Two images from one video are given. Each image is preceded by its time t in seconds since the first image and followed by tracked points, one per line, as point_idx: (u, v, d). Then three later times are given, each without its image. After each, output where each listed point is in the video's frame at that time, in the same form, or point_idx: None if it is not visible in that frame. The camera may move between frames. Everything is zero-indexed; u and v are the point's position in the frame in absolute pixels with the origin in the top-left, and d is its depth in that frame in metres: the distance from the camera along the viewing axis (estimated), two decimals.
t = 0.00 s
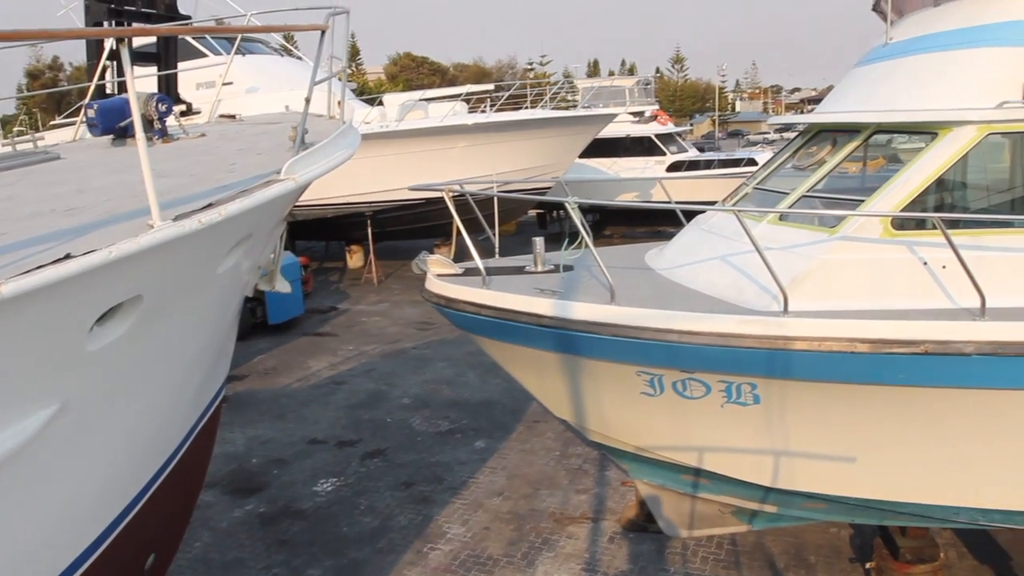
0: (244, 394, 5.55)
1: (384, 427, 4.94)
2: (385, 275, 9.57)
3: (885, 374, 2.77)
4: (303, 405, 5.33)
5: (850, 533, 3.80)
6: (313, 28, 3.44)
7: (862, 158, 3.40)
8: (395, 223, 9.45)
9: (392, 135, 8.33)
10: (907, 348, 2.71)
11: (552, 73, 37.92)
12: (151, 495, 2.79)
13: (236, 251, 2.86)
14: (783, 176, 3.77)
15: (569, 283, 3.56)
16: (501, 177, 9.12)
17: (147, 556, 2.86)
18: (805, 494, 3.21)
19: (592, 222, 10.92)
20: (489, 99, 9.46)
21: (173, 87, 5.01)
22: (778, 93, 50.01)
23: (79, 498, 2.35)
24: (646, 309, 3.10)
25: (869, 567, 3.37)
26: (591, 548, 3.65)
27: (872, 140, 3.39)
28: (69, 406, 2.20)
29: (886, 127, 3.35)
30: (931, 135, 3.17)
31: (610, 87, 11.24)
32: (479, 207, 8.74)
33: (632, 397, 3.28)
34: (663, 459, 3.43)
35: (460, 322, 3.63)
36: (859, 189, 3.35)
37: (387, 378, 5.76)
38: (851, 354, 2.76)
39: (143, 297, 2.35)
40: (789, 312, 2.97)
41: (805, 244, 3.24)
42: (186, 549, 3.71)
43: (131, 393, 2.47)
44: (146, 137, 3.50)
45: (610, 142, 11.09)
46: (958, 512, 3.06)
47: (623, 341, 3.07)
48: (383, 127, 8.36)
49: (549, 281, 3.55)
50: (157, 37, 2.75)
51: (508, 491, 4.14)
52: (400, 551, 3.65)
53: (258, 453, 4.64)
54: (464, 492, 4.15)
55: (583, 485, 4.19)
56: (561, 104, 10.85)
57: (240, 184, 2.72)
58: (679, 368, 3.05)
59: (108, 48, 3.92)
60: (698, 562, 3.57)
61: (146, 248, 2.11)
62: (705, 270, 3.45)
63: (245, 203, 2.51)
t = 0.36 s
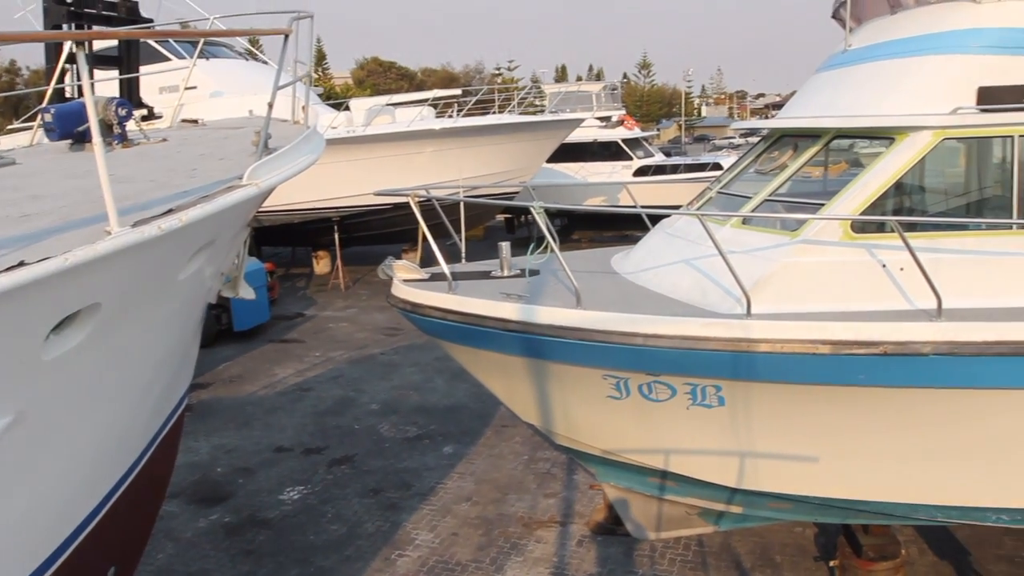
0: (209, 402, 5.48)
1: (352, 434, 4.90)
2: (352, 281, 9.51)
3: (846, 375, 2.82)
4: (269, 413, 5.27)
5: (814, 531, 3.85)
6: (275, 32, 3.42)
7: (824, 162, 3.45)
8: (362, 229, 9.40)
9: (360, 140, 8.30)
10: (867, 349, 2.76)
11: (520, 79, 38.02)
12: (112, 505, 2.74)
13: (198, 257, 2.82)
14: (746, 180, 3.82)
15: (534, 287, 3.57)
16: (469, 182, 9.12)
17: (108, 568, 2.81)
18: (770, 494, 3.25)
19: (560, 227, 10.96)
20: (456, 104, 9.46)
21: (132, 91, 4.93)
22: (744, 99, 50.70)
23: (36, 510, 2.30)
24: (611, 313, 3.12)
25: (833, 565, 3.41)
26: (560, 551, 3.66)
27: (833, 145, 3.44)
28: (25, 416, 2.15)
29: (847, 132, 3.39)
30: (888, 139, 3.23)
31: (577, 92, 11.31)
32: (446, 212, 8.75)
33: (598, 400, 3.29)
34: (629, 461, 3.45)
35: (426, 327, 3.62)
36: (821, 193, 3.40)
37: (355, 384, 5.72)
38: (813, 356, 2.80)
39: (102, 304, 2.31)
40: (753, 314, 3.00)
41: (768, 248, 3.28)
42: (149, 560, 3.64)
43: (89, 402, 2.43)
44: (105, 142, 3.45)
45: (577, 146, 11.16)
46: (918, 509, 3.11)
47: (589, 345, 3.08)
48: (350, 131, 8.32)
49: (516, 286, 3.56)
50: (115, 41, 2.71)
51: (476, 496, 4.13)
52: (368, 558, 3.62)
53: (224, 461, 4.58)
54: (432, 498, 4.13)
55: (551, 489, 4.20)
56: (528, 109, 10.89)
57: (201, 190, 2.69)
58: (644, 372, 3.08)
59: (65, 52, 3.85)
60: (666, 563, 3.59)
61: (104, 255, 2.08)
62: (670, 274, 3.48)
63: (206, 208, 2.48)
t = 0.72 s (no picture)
0: (166, 411, 5.38)
1: (313, 441, 4.85)
2: (314, 286, 9.43)
3: (802, 376, 2.86)
4: (228, 421, 5.20)
5: (774, 531, 3.91)
6: (231, 35, 3.38)
7: (780, 166, 3.51)
8: (324, 234, 9.32)
9: (320, 144, 8.24)
10: (822, 350, 2.80)
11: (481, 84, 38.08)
12: (63, 518, 2.67)
13: (151, 263, 2.77)
14: (704, 185, 3.86)
15: (495, 292, 3.57)
16: (431, 186, 9.11)
17: None
18: (730, 495, 3.29)
19: (523, 231, 10.99)
20: (418, 108, 9.44)
21: (84, 93, 4.84)
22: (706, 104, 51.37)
23: None
24: (572, 316, 3.13)
25: (793, 564, 3.45)
26: (523, 556, 3.66)
27: (789, 150, 3.50)
28: None
29: (802, 138, 3.45)
30: (842, 145, 3.30)
31: (538, 97, 11.37)
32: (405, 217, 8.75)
33: (559, 404, 3.30)
34: (591, 464, 3.46)
35: (387, 333, 3.60)
36: (777, 198, 3.45)
37: (316, 391, 5.67)
38: (770, 357, 2.84)
39: (51, 312, 2.25)
40: (710, 317, 3.04)
41: (724, 251, 3.31)
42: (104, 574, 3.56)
43: (38, 413, 2.36)
44: (54, 146, 3.37)
45: (539, 151, 11.21)
46: (873, 506, 3.17)
47: (550, 348, 3.09)
48: (310, 136, 8.26)
49: (476, 291, 3.56)
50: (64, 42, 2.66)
51: (439, 502, 4.12)
52: (329, 566, 3.59)
53: (181, 471, 4.50)
54: (395, 504, 4.10)
55: (514, 493, 4.20)
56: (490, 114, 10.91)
57: (154, 196, 2.64)
58: (605, 375, 3.09)
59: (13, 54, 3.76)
60: (629, 565, 3.61)
61: (52, 262, 2.03)
62: (629, 278, 3.50)
63: (158, 214, 2.44)
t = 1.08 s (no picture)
0: (128, 418, 5.28)
1: (279, 445, 4.81)
2: (279, 289, 9.33)
3: (765, 374, 2.90)
4: (193, 427, 5.12)
5: (741, 527, 3.96)
6: (190, 35, 3.33)
7: (742, 167, 3.55)
8: (289, 236, 9.23)
9: (284, 146, 8.16)
10: (784, 348, 2.85)
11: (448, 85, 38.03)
12: (19, 529, 2.61)
13: (108, 267, 2.72)
14: (667, 185, 3.89)
15: (461, 293, 3.57)
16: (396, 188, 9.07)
17: None
18: (695, 492, 3.32)
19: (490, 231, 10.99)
20: (383, 109, 9.40)
21: (38, 93, 4.74)
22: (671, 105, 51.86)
23: None
24: (537, 317, 3.14)
25: (759, 560, 3.50)
26: (493, 557, 3.66)
27: (750, 150, 3.55)
28: None
29: (763, 139, 3.50)
30: (802, 145, 3.35)
31: (504, 97, 11.38)
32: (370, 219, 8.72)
33: (526, 404, 3.31)
34: (558, 464, 3.47)
35: (352, 335, 3.58)
36: (740, 198, 3.50)
37: (281, 395, 5.61)
38: (734, 356, 2.88)
39: (3, 318, 2.20)
40: (674, 317, 3.06)
41: (687, 251, 3.35)
42: None
43: None
44: (7, 148, 3.29)
45: (505, 152, 11.22)
46: (836, 501, 3.23)
47: (516, 349, 3.09)
48: (274, 137, 8.18)
49: (442, 292, 3.55)
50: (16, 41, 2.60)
51: (407, 505, 4.10)
52: (297, 571, 3.55)
53: (144, 478, 4.42)
54: (362, 508, 4.08)
55: (483, 494, 4.20)
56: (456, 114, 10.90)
57: (110, 198, 2.60)
58: (571, 375, 3.10)
59: None
60: (598, 564, 3.63)
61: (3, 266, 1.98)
62: (594, 278, 3.52)
63: (114, 216, 2.39)
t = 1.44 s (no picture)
0: (115, 421, 5.25)
1: (268, 448, 4.79)
2: (268, 291, 9.30)
3: (754, 374, 2.91)
4: (181, 429, 5.10)
5: (730, 528, 3.97)
6: (176, 36, 3.32)
7: (731, 168, 3.56)
8: (278, 238, 9.21)
9: (273, 147, 8.14)
10: (773, 349, 2.86)
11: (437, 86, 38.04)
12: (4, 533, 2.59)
13: (95, 269, 2.70)
14: (656, 186, 3.90)
15: (450, 295, 3.56)
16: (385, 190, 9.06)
17: None
18: (685, 493, 3.33)
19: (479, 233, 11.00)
20: (372, 110, 9.38)
21: (23, 93, 4.71)
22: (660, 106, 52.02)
23: None
24: (526, 319, 3.14)
25: (749, 560, 3.50)
26: (483, 559, 3.65)
27: (738, 152, 3.56)
28: None
29: (751, 140, 3.52)
30: (789, 147, 3.36)
31: (493, 99, 11.39)
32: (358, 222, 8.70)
33: (516, 406, 3.31)
34: (549, 466, 3.46)
35: (342, 338, 3.57)
36: (728, 200, 3.50)
37: (270, 398, 5.59)
38: (723, 357, 2.88)
39: None
40: (664, 318, 3.07)
41: (676, 253, 3.35)
42: None
43: None
44: None
45: (494, 154, 11.23)
46: (824, 501, 3.24)
47: (505, 351, 3.09)
48: (261, 139, 8.16)
49: (431, 294, 3.55)
50: None
51: (397, 507, 4.09)
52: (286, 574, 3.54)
53: (132, 482, 4.39)
54: (352, 510, 4.07)
55: (473, 496, 4.20)
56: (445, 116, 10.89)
57: (96, 200, 2.58)
58: (560, 377, 3.10)
59: None
60: (588, 566, 3.63)
61: None
62: (583, 280, 3.52)
63: (100, 218, 2.38)
